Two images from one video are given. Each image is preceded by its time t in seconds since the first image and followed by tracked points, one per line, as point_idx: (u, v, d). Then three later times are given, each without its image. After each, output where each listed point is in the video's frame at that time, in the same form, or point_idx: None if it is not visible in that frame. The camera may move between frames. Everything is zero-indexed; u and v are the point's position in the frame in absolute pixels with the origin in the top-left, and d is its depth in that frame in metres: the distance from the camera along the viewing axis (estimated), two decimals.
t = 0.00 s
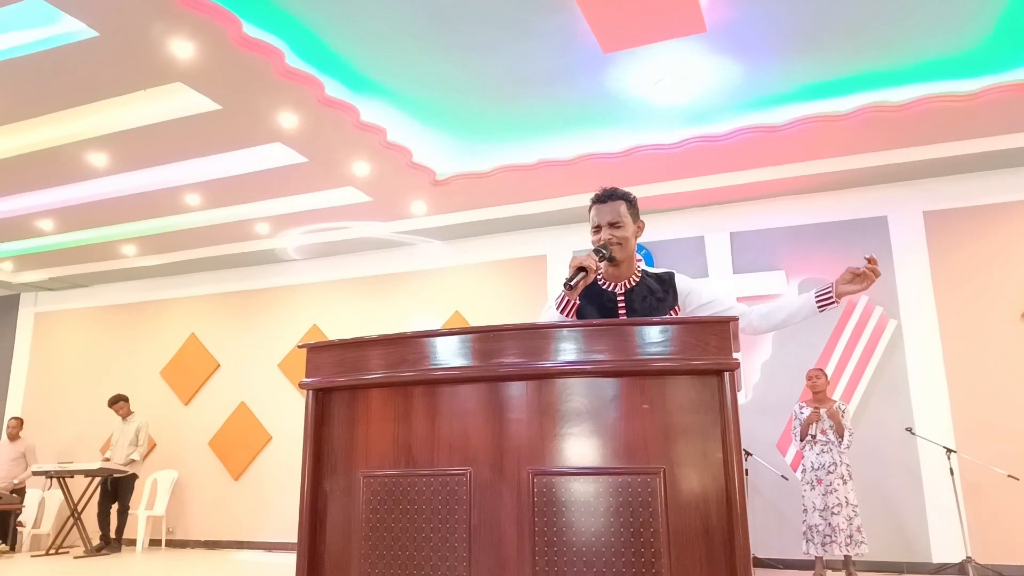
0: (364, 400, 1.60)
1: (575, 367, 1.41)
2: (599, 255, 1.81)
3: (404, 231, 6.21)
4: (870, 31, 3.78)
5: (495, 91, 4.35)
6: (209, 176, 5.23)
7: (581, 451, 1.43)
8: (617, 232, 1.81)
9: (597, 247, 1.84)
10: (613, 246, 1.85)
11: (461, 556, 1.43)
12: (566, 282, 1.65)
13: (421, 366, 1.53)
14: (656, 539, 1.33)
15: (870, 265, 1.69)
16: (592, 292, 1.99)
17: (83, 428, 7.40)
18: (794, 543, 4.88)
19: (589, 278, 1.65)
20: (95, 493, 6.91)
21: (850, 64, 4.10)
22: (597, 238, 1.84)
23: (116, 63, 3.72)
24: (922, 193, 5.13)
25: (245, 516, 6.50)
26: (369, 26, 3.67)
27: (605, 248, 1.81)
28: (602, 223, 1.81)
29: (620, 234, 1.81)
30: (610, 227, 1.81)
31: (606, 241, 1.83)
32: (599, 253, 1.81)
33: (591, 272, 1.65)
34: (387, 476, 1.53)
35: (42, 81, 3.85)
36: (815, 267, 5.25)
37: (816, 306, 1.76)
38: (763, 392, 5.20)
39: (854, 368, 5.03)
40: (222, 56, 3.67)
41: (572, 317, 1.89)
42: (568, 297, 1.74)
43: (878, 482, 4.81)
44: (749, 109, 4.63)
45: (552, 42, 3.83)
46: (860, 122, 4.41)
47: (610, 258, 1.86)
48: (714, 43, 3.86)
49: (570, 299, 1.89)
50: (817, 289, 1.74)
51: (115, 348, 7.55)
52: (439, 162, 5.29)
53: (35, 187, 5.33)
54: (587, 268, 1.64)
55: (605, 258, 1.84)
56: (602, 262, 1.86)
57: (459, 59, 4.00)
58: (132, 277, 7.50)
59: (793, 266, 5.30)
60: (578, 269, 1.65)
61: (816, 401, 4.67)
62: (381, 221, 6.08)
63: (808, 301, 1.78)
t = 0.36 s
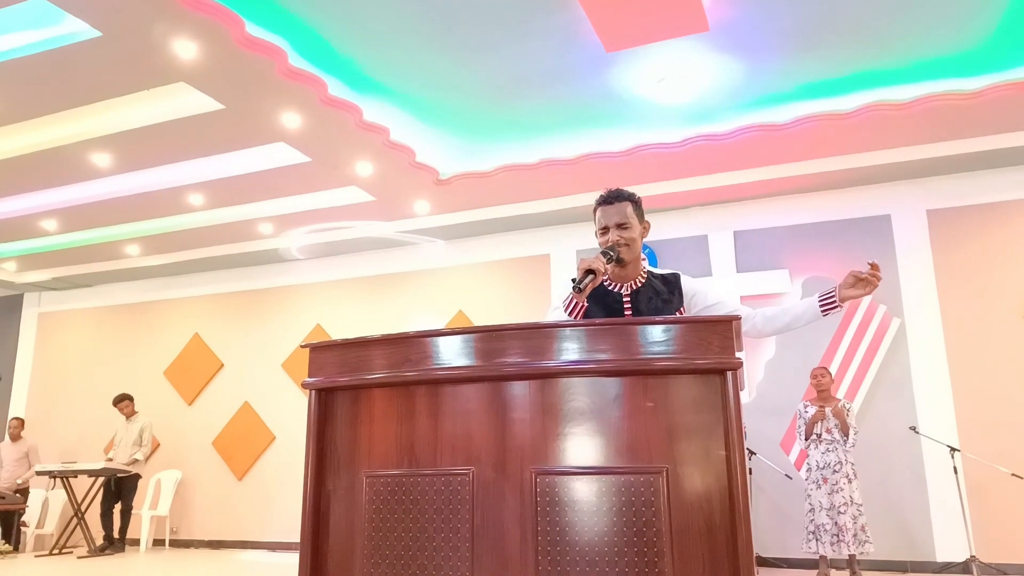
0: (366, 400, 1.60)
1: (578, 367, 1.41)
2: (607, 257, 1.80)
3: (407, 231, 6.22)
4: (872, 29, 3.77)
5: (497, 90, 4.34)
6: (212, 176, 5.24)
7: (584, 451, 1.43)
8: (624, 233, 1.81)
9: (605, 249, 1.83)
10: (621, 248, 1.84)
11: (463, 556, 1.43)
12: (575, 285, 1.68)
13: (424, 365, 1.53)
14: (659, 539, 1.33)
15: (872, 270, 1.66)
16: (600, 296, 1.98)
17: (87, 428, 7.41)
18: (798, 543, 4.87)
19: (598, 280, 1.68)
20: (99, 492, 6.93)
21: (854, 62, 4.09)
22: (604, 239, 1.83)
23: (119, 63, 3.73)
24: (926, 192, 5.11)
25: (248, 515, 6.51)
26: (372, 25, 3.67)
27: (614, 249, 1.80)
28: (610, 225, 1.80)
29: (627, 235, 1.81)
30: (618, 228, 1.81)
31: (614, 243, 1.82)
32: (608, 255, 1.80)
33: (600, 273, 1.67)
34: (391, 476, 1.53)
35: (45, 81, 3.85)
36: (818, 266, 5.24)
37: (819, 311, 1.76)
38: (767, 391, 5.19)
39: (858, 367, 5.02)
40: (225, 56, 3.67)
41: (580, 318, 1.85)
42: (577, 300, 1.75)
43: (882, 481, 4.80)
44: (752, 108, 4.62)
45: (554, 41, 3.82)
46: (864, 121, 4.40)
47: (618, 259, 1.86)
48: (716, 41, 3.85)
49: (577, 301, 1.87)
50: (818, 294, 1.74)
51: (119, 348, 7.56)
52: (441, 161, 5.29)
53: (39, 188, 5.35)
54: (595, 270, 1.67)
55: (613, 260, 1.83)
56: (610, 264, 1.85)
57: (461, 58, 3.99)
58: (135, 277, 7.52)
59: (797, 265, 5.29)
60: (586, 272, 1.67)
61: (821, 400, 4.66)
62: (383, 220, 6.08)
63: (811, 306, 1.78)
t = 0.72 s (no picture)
0: (366, 401, 1.59)
1: (579, 367, 1.41)
2: (606, 259, 1.80)
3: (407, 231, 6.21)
4: (874, 29, 3.76)
5: (498, 90, 4.34)
6: (213, 176, 5.24)
7: (584, 451, 1.42)
8: (621, 235, 1.81)
9: (603, 251, 1.83)
10: (619, 250, 1.85)
11: (463, 557, 1.43)
12: (576, 288, 1.69)
13: (424, 366, 1.53)
14: (659, 539, 1.33)
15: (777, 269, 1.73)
16: (602, 299, 1.96)
17: (87, 427, 7.41)
18: (799, 543, 4.86)
19: (598, 283, 1.69)
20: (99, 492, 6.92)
21: (855, 62, 4.08)
22: (602, 242, 1.83)
23: (119, 62, 3.73)
24: (927, 192, 5.11)
25: (249, 516, 6.51)
26: (373, 25, 3.67)
27: (612, 252, 1.80)
28: (607, 227, 1.80)
29: (624, 237, 1.81)
30: (614, 230, 1.80)
31: (611, 245, 1.82)
32: (606, 257, 1.80)
33: (601, 277, 1.69)
34: (390, 476, 1.53)
35: (45, 80, 3.85)
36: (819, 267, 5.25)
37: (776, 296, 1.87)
38: (768, 392, 5.19)
39: (859, 367, 5.02)
40: (226, 56, 3.67)
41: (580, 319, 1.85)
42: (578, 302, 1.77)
43: (883, 481, 4.79)
44: (754, 108, 4.61)
45: (555, 41, 3.82)
46: (865, 121, 4.39)
47: (617, 261, 1.86)
48: (717, 42, 3.85)
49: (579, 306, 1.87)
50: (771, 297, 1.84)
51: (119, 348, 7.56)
52: (443, 161, 5.29)
53: (39, 188, 5.35)
54: (596, 273, 1.69)
55: (612, 262, 1.83)
56: (609, 266, 1.85)
57: (462, 58, 3.99)
58: (135, 277, 7.52)
59: (797, 266, 5.30)
60: (587, 275, 1.69)
61: (822, 399, 4.65)
62: (384, 220, 6.08)
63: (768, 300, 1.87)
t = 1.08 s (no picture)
0: (364, 402, 1.59)
1: (577, 367, 1.41)
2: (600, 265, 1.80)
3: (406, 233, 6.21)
4: (871, 28, 3.76)
5: (495, 90, 4.34)
6: (211, 178, 5.24)
7: (581, 451, 1.42)
8: (613, 238, 1.81)
9: (596, 256, 1.83)
10: (612, 254, 1.83)
11: (460, 557, 1.43)
12: (574, 296, 1.71)
13: (422, 366, 1.53)
14: (657, 538, 1.33)
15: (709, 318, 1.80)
16: (598, 302, 1.91)
17: (87, 430, 7.41)
18: (799, 542, 4.86)
19: (595, 290, 1.70)
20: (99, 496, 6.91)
21: (853, 61, 4.09)
22: (594, 247, 1.83)
23: (117, 64, 3.72)
24: (925, 190, 5.11)
25: (249, 518, 6.51)
26: (370, 26, 3.67)
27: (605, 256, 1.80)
28: (598, 232, 1.81)
29: (616, 240, 1.81)
30: (606, 234, 1.81)
31: (604, 249, 1.82)
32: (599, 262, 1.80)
33: (597, 283, 1.70)
34: (388, 477, 1.53)
35: (43, 82, 3.85)
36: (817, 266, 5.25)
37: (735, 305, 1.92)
38: (767, 391, 5.18)
39: (858, 366, 5.01)
40: (223, 58, 3.67)
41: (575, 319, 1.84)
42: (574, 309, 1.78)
43: (883, 479, 4.79)
44: (751, 107, 4.61)
45: (552, 41, 3.82)
46: (863, 119, 4.39)
47: (610, 264, 1.85)
48: (713, 41, 3.85)
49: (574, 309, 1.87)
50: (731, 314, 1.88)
51: (118, 351, 7.56)
52: (441, 162, 5.29)
53: (37, 191, 5.34)
54: (592, 280, 1.69)
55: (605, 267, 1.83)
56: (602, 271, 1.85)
57: (459, 59, 3.99)
58: (135, 279, 7.52)
59: (796, 266, 5.30)
60: (583, 282, 1.69)
61: (822, 397, 4.65)
62: (382, 222, 6.08)
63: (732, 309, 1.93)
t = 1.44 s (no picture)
0: (362, 401, 1.59)
1: (575, 367, 1.41)
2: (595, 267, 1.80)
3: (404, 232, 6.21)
4: (870, 27, 3.77)
5: (493, 90, 4.34)
6: (210, 178, 5.24)
7: (580, 450, 1.42)
8: (610, 240, 1.80)
9: (592, 257, 1.83)
10: (609, 256, 1.84)
11: (459, 557, 1.43)
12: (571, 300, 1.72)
13: (420, 366, 1.53)
14: (655, 538, 1.33)
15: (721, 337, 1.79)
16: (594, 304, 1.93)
17: (85, 430, 7.40)
18: (797, 541, 4.87)
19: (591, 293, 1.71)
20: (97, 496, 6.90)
21: (852, 60, 4.09)
22: (591, 248, 1.83)
23: (115, 64, 3.72)
24: (923, 190, 5.11)
25: (248, 517, 6.51)
26: (369, 25, 3.67)
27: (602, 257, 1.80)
28: (594, 233, 1.80)
29: (613, 242, 1.80)
30: (603, 236, 1.80)
31: (601, 250, 1.82)
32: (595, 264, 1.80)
33: (594, 286, 1.71)
34: (386, 477, 1.53)
35: (40, 82, 3.84)
36: (816, 265, 5.25)
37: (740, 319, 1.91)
38: (766, 390, 5.19)
39: (857, 365, 5.02)
40: (221, 57, 3.67)
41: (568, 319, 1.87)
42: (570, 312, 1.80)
43: (881, 479, 4.80)
44: (750, 107, 4.62)
45: (550, 41, 3.82)
46: (861, 119, 4.40)
47: (607, 266, 1.85)
48: (712, 41, 3.85)
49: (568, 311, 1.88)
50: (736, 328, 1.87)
51: (117, 351, 7.55)
52: (439, 161, 5.29)
53: (35, 191, 5.34)
54: (589, 283, 1.70)
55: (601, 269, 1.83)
56: (599, 273, 1.86)
57: (458, 58, 3.99)
58: (133, 279, 7.51)
59: (795, 265, 5.30)
60: (580, 286, 1.70)
61: (820, 396, 4.65)
62: (381, 221, 6.08)
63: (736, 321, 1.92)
